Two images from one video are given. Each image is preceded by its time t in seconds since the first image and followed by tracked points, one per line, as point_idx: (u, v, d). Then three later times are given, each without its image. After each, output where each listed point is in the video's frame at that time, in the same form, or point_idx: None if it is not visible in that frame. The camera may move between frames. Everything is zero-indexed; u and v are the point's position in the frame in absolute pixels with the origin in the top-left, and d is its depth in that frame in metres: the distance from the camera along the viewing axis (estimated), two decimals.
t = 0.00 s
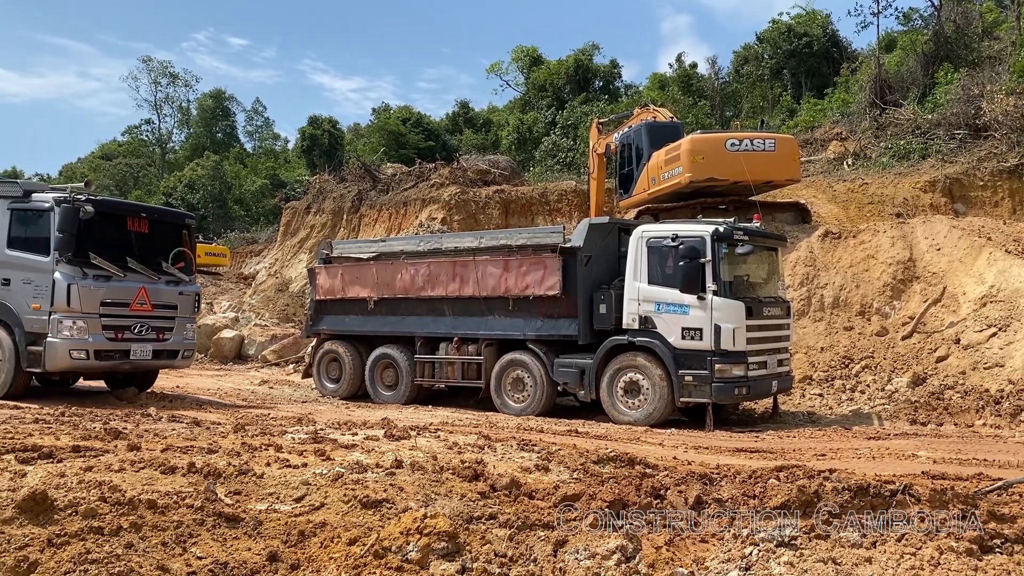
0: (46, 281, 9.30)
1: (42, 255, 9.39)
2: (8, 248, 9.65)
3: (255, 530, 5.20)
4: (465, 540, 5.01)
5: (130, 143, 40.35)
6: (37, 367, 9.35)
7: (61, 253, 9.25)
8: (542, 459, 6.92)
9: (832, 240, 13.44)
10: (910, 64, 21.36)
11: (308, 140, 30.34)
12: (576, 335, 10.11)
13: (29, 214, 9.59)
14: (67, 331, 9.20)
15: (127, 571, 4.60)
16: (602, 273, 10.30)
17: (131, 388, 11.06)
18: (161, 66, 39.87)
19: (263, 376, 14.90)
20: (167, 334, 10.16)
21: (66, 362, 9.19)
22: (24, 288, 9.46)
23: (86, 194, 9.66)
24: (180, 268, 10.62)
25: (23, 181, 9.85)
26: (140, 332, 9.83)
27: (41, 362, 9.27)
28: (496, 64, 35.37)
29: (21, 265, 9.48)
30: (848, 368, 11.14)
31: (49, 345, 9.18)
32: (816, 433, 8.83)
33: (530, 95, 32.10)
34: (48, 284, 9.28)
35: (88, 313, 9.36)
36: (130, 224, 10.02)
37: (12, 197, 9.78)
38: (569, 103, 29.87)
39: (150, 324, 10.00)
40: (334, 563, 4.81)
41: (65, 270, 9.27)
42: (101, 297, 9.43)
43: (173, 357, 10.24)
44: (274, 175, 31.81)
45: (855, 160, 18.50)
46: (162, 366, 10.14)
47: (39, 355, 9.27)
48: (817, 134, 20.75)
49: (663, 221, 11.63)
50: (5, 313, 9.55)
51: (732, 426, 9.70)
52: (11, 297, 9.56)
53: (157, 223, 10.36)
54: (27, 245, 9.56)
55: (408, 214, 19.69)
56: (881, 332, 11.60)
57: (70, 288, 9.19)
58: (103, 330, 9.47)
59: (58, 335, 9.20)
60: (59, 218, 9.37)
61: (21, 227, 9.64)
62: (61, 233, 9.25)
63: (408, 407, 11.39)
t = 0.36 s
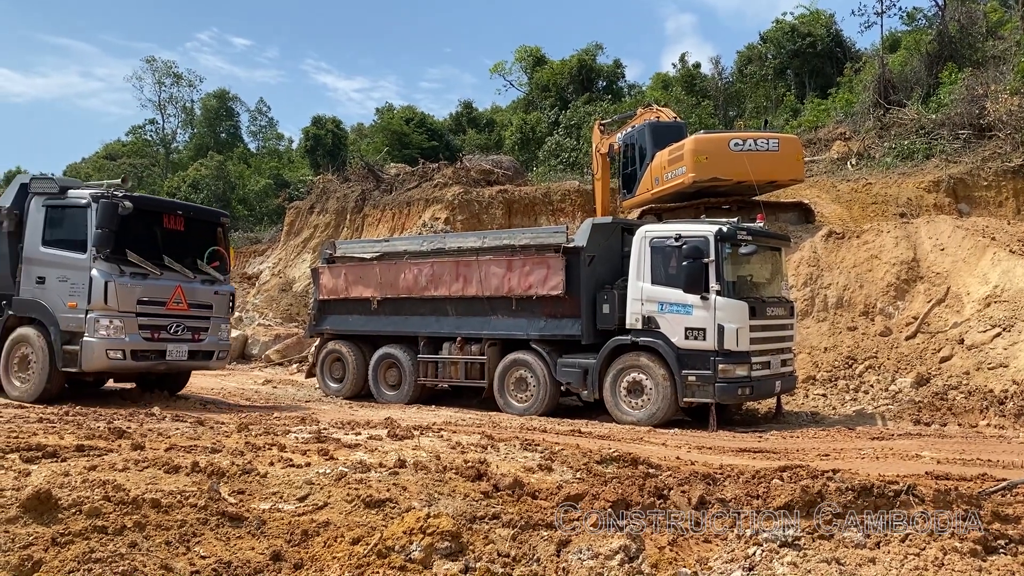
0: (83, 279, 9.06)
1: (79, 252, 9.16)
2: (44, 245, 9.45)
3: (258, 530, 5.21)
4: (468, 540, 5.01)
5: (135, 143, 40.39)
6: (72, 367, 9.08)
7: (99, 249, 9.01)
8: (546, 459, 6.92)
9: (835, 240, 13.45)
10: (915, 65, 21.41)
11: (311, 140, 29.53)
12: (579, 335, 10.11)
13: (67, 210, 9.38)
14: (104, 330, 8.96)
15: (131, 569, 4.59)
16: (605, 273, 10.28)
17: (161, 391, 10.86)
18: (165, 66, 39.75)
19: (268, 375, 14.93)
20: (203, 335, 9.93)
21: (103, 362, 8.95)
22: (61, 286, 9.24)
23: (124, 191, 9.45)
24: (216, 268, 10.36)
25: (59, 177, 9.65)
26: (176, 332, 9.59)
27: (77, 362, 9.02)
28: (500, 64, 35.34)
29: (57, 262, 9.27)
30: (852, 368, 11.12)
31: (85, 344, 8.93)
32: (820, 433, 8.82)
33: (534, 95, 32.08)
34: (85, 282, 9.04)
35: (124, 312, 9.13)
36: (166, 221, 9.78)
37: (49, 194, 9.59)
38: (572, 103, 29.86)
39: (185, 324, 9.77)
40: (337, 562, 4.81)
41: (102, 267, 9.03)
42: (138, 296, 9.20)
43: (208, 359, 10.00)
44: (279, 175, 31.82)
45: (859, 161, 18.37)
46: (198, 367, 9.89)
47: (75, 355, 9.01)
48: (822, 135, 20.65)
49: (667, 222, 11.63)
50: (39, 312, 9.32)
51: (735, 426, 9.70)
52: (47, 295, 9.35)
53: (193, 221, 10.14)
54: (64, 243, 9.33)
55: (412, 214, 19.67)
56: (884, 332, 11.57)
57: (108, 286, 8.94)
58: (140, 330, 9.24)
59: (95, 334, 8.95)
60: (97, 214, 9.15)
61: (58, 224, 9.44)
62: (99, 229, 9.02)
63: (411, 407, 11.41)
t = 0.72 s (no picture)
0: (136, 283, 9.47)
1: (132, 257, 9.57)
2: (97, 250, 9.87)
3: (274, 515, 5.53)
4: (472, 524, 5.42)
5: (160, 154, 41.10)
6: (126, 368, 9.52)
7: (152, 254, 9.40)
8: (545, 450, 7.37)
9: (819, 245, 14.18)
10: (896, 80, 22.96)
11: (327, 151, 31.19)
12: (578, 334, 10.56)
13: (120, 215, 9.77)
14: (157, 332, 9.39)
15: (155, 551, 4.83)
16: (603, 275, 10.71)
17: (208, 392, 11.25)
18: (189, 83, 39.99)
19: (282, 372, 15.45)
20: (251, 336, 10.29)
21: (156, 362, 9.39)
22: (115, 290, 9.66)
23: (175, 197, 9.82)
24: (264, 271, 10.69)
25: (112, 185, 10.06)
26: (225, 334, 9.97)
27: (132, 362, 9.47)
28: (502, 80, 35.20)
29: (111, 267, 9.68)
30: (834, 365, 12.06)
31: (139, 346, 9.38)
32: (805, 427, 9.31)
33: (534, 109, 32.29)
34: (138, 285, 9.45)
35: (177, 315, 9.53)
36: (215, 226, 10.15)
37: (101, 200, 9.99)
38: (572, 116, 30.20)
39: (234, 325, 10.14)
40: (348, 545, 5.07)
41: (154, 271, 9.42)
42: (189, 299, 9.58)
43: (256, 359, 10.36)
44: (295, 184, 32.33)
45: (842, 169, 20.24)
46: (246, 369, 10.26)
47: (130, 357, 9.46)
48: (805, 146, 22.53)
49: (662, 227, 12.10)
50: (94, 314, 9.77)
51: (726, 420, 10.20)
52: (101, 298, 9.77)
53: (240, 225, 10.48)
54: (118, 247, 9.73)
55: (420, 220, 20.18)
56: (865, 332, 12.41)
57: (160, 289, 9.35)
58: (192, 332, 9.64)
59: (149, 336, 9.39)
60: (150, 220, 9.53)
61: (111, 229, 9.83)
62: (152, 234, 9.41)
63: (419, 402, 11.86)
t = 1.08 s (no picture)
0: (177, 284, 9.57)
1: (174, 259, 9.67)
2: (138, 252, 9.98)
3: (279, 511, 5.71)
4: (471, 520, 5.60)
5: (169, 159, 41.24)
6: (166, 369, 9.57)
7: (194, 256, 9.51)
8: (543, 448, 7.56)
9: (810, 248, 14.47)
10: (884, 89, 23.18)
11: (331, 157, 31.59)
12: (575, 335, 10.77)
13: (162, 217, 9.88)
14: (198, 333, 9.46)
15: (163, 546, 4.99)
16: (600, 278, 10.90)
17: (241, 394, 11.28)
18: (196, 89, 40.19)
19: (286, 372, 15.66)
20: (288, 339, 10.34)
21: (196, 363, 9.44)
22: (155, 291, 9.75)
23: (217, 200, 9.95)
24: (300, 275, 10.81)
25: (153, 188, 10.19)
26: (263, 335, 10.05)
27: (171, 364, 9.52)
28: (502, 87, 35.65)
29: (152, 268, 9.78)
30: (824, 365, 12.31)
31: (179, 347, 9.44)
32: (796, 425, 9.51)
33: (533, 116, 32.36)
34: (179, 287, 9.54)
35: (217, 316, 9.60)
36: (253, 229, 10.28)
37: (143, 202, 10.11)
38: (570, 123, 30.43)
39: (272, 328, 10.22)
40: (350, 540, 5.26)
41: (196, 273, 9.52)
42: (230, 301, 9.67)
43: (293, 362, 10.42)
44: (300, 188, 32.58)
45: (831, 176, 20.75)
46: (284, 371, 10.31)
47: (170, 358, 9.52)
48: (797, 152, 23.11)
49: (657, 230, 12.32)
50: (134, 315, 9.85)
51: (718, 419, 10.41)
52: (140, 300, 9.86)
53: (277, 229, 10.61)
54: (159, 249, 9.84)
55: (421, 225, 20.37)
56: (854, 333, 12.66)
57: (202, 291, 9.44)
58: (231, 333, 9.72)
59: (190, 337, 9.45)
60: (193, 222, 9.65)
61: (152, 231, 9.94)
62: (195, 236, 9.52)
63: (420, 401, 12.06)
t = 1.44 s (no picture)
0: (211, 283, 9.36)
1: (208, 257, 9.46)
2: (171, 251, 9.75)
3: (278, 511, 5.76)
4: (470, 521, 5.65)
5: (168, 162, 41.49)
6: (199, 369, 9.35)
7: (229, 254, 9.29)
8: (541, 448, 7.62)
9: (806, 251, 14.52)
10: (879, 92, 23.34)
11: (330, 160, 31.67)
12: (574, 336, 10.84)
13: (196, 215, 9.67)
14: (232, 333, 9.25)
15: (163, 546, 5.03)
16: (599, 280, 10.98)
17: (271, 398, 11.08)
18: (196, 92, 40.33)
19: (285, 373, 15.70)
20: (320, 340, 10.16)
21: (231, 364, 9.23)
22: (187, 290, 9.54)
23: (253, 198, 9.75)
24: (332, 275, 10.60)
25: (186, 185, 10.00)
26: (296, 337, 9.84)
27: (204, 365, 9.30)
28: (501, 91, 35.80)
29: (186, 268, 9.56)
30: (820, 366, 12.38)
31: (214, 347, 9.22)
32: (793, 426, 9.57)
33: (532, 120, 32.40)
34: (213, 285, 9.33)
35: (251, 317, 9.40)
36: (286, 228, 10.06)
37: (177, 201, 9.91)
38: (568, 126, 30.51)
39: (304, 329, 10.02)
40: (350, 540, 5.30)
41: (230, 272, 9.32)
42: (263, 300, 9.47)
43: (325, 364, 10.24)
44: (300, 190, 32.64)
45: (827, 179, 20.82)
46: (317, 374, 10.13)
47: (203, 359, 9.30)
48: (793, 155, 23.12)
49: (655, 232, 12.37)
50: (166, 315, 9.62)
51: (716, 420, 10.47)
52: (173, 300, 9.64)
53: (311, 229, 10.40)
54: (192, 247, 9.62)
55: (421, 227, 20.39)
56: (849, 335, 12.72)
57: (236, 290, 9.25)
58: (266, 334, 9.52)
59: (223, 337, 9.23)
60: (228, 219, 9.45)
61: (185, 229, 9.73)
62: (231, 233, 9.30)
63: (419, 402, 12.11)
